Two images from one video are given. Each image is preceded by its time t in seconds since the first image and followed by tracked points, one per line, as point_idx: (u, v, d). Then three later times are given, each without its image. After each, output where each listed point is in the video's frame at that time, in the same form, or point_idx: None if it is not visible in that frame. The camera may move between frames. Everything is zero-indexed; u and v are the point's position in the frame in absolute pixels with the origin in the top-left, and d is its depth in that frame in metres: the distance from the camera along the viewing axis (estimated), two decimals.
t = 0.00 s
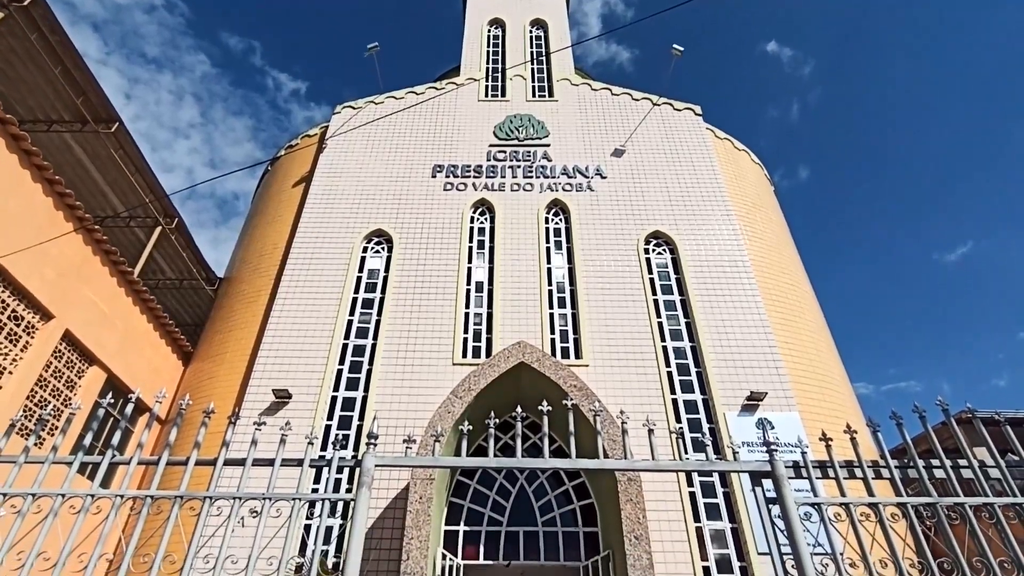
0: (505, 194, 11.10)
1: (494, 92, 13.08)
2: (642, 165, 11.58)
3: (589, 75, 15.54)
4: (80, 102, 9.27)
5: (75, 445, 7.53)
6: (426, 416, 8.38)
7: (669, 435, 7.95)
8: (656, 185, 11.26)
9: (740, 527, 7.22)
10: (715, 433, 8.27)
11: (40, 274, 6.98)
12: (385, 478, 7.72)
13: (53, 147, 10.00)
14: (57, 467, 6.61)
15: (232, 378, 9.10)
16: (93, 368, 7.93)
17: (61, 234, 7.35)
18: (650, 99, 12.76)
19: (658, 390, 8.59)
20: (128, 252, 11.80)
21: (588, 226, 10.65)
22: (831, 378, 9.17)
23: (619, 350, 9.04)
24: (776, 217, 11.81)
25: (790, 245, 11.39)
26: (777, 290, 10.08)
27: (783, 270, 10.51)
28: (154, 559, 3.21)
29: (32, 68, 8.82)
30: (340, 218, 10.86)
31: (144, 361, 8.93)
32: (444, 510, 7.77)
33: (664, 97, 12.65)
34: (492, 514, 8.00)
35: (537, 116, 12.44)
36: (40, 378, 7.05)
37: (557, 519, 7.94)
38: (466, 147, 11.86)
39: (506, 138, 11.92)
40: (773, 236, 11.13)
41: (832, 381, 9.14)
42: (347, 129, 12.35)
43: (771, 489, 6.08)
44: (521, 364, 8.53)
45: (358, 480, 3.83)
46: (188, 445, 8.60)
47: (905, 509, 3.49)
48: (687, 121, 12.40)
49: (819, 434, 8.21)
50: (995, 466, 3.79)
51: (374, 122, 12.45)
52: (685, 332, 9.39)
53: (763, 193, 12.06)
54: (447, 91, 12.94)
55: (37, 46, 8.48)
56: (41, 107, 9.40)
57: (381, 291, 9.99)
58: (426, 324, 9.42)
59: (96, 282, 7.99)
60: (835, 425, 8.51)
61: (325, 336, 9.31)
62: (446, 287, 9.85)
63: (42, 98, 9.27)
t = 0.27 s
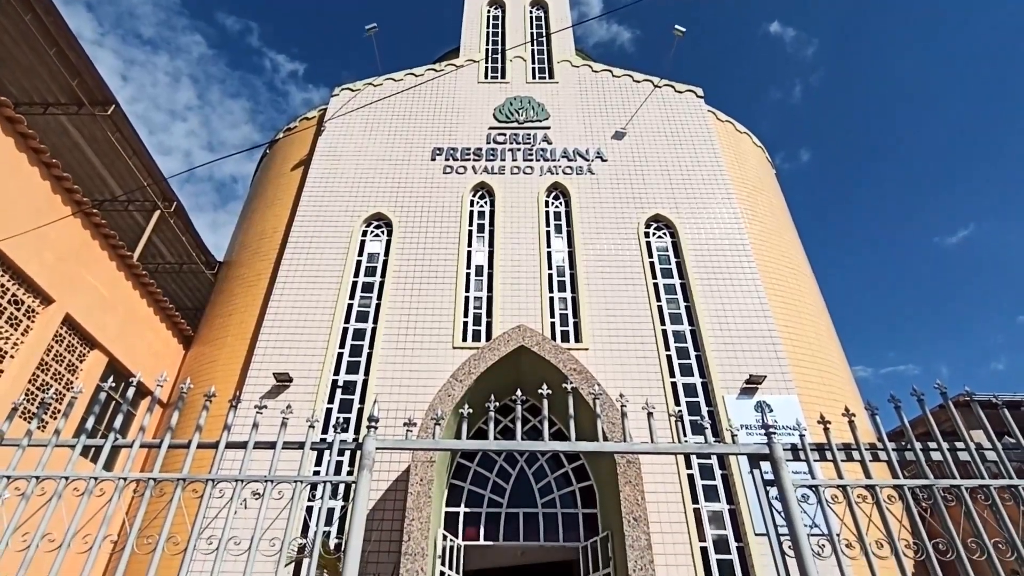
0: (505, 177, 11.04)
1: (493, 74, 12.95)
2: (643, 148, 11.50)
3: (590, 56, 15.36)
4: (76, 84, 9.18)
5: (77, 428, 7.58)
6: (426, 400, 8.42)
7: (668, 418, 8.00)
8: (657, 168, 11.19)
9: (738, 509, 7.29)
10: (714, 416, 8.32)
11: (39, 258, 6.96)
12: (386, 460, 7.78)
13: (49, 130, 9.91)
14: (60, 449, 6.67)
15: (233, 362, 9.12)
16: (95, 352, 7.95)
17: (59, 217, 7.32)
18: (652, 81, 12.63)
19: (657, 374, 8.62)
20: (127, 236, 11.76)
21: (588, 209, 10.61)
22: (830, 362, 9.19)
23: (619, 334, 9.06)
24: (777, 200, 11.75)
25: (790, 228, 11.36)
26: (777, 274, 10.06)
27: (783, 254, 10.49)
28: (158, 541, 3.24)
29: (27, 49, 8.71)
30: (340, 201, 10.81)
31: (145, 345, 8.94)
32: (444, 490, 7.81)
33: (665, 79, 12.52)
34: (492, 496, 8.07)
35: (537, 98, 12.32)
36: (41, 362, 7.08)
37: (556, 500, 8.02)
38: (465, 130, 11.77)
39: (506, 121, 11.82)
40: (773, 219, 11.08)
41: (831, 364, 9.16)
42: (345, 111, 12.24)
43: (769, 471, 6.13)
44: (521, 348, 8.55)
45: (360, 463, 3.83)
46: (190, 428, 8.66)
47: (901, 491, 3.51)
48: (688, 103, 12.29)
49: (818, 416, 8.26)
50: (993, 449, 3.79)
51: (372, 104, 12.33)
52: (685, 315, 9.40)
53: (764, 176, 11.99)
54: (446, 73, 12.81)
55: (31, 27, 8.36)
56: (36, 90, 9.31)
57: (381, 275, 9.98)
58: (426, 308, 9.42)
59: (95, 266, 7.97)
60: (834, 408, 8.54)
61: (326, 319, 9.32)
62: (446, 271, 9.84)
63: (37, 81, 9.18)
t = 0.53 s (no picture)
0: (505, 156, 10.95)
1: (493, 51, 12.76)
2: (644, 126, 11.39)
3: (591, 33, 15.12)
4: (69, 61, 9.05)
5: (80, 408, 7.64)
6: (426, 379, 8.46)
7: (667, 397, 8.04)
8: (658, 146, 11.10)
9: (735, 486, 7.37)
10: (712, 394, 8.37)
11: (37, 238, 6.94)
12: (387, 438, 7.85)
13: (43, 108, 9.80)
14: (64, 428, 6.74)
15: (233, 342, 9.14)
16: (95, 332, 7.97)
17: (56, 197, 7.27)
18: (653, 57, 12.46)
19: (657, 353, 8.65)
20: (125, 216, 11.70)
21: (589, 188, 10.54)
22: (829, 341, 9.20)
23: (618, 313, 9.07)
24: (778, 179, 11.67)
25: (791, 207, 11.29)
26: (778, 253, 10.03)
27: (784, 233, 10.44)
28: (162, 518, 3.26)
29: (19, 25, 8.58)
30: (338, 181, 10.74)
31: (145, 325, 8.95)
32: (443, 470, 7.86)
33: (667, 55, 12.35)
34: (492, 473, 8.16)
35: (537, 75, 12.17)
36: (42, 342, 7.09)
37: (555, 478, 8.11)
38: (465, 107, 11.64)
39: (506, 98, 11.69)
40: (775, 198, 11.02)
41: (830, 343, 9.18)
42: (343, 88, 12.10)
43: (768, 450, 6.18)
44: (521, 327, 8.56)
45: (361, 442, 3.83)
46: (192, 407, 8.71)
47: (897, 469, 3.54)
48: (690, 80, 12.14)
49: (816, 395, 8.31)
50: (989, 428, 3.80)
51: (370, 82, 12.18)
52: (684, 295, 9.40)
53: (766, 155, 11.89)
54: (445, 50, 12.63)
55: (22, 3, 8.23)
56: (30, 67, 9.19)
57: (380, 254, 9.95)
58: (426, 287, 9.42)
59: (94, 247, 7.95)
60: (832, 387, 8.58)
61: (326, 299, 9.32)
62: (445, 251, 9.81)
63: (31, 58, 9.06)
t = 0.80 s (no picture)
0: (505, 134, 10.85)
1: (493, 26, 12.56)
2: (645, 103, 11.26)
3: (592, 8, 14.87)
4: (62, 37, 8.92)
5: (82, 387, 7.69)
6: (426, 358, 8.50)
7: (666, 375, 8.08)
8: (659, 124, 10.99)
9: (732, 463, 7.45)
10: (711, 373, 8.42)
11: (35, 217, 6.91)
12: (388, 417, 7.91)
13: (37, 85, 9.68)
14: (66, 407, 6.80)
15: (234, 321, 9.15)
16: (96, 311, 7.98)
17: (53, 175, 7.22)
18: (655, 33, 12.27)
19: (656, 332, 8.68)
20: (123, 195, 11.62)
21: (589, 166, 10.47)
22: (828, 320, 9.21)
23: (618, 292, 9.07)
24: (780, 157, 11.57)
25: (792, 185, 11.22)
26: (778, 232, 9.99)
27: (785, 212, 10.39)
28: (166, 495, 3.29)
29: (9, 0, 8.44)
30: (336, 159, 10.66)
31: (145, 304, 8.95)
32: (444, 448, 7.92)
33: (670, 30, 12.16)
34: (492, 450, 8.25)
35: (537, 51, 12.01)
36: (43, 322, 7.11)
37: (555, 455, 8.19)
38: (464, 84, 11.50)
39: (506, 75, 11.54)
40: (776, 176, 10.94)
41: (829, 322, 9.18)
42: (340, 65, 11.94)
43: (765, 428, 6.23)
44: (521, 306, 8.56)
45: (362, 420, 3.84)
46: (194, 386, 8.75)
47: (894, 446, 3.56)
48: (693, 56, 11.98)
49: (814, 373, 8.35)
50: (986, 406, 3.80)
51: (368, 58, 12.02)
52: (684, 273, 9.40)
53: (768, 132, 11.76)
54: (443, 25, 12.43)
55: None
56: (22, 43, 9.06)
57: (380, 233, 9.92)
58: (426, 267, 9.40)
59: (91, 226, 7.92)
60: (831, 365, 8.61)
61: (325, 278, 9.31)
62: (445, 230, 9.78)
63: (23, 34, 8.92)
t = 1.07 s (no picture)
0: (504, 109, 10.71)
1: None
2: (647, 77, 11.10)
3: None
4: (53, 10, 8.76)
5: (84, 364, 7.72)
6: (426, 335, 8.52)
7: (665, 352, 8.10)
8: (661, 98, 10.85)
9: (730, 439, 7.51)
10: (710, 349, 8.45)
11: (31, 194, 6.85)
12: (388, 393, 7.96)
13: (30, 59, 9.52)
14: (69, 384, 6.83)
15: (233, 299, 9.14)
16: (96, 289, 7.97)
17: (48, 152, 7.14)
18: (658, 5, 12.04)
19: (656, 309, 8.68)
20: (120, 171, 11.52)
21: (590, 142, 10.36)
22: (828, 296, 9.19)
23: (618, 269, 9.06)
24: (782, 132, 11.44)
25: (794, 161, 11.10)
26: (780, 208, 9.92)
27: (787, 188, 10.30)
28: (171, 470, 3.29)
29: None
30: (334, 135, 10.55)
31: (145, 282, 8.93)
32: (444, 424, 7.97)
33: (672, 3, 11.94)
34: (492, 426, 8.32)
35: (537, 24, 11.79)
36: (43, 299, 7.10)
37: (554, 431, 8.27)
38: (463, 58, 11.32)
39: (506, 49, 11.36)
40: (779, 152, 10.82)
41: (829, 299, 9.17)
42: (337, 38, 11.74)
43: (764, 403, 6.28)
44: (521, 284, 8.56)
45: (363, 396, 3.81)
46: (196, 363, 8.79)
47: (891, 422, 3.57)
48: (696, 29, 11.77)
49: (813, 350, 8.38)
50: (983, 382, 3.80)
51: (366, 31, 11.81)
52: (684, 250, 9.37)
53: (771, 106, 11.61)
54: None
55: None
56: (13, 16, 8.89)
57: (379, 210, 9.86)
58: (425, 244, 9.36)
59: (89, 203, 7.86)
60: (830, 342, 8.63)
61: (325, 255, 9.28)
62: (444, 206, 9.72)
63: (13, 6, 8.75)
